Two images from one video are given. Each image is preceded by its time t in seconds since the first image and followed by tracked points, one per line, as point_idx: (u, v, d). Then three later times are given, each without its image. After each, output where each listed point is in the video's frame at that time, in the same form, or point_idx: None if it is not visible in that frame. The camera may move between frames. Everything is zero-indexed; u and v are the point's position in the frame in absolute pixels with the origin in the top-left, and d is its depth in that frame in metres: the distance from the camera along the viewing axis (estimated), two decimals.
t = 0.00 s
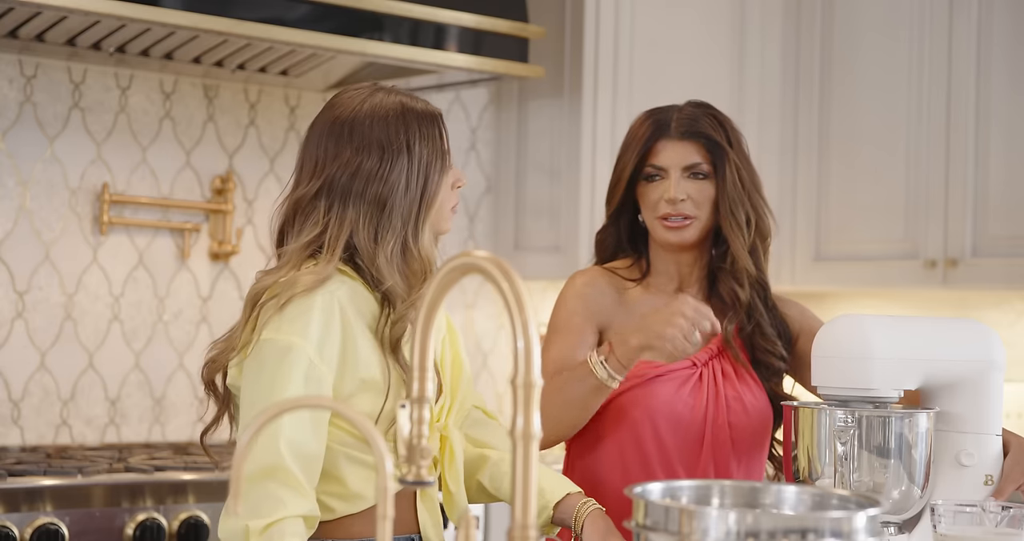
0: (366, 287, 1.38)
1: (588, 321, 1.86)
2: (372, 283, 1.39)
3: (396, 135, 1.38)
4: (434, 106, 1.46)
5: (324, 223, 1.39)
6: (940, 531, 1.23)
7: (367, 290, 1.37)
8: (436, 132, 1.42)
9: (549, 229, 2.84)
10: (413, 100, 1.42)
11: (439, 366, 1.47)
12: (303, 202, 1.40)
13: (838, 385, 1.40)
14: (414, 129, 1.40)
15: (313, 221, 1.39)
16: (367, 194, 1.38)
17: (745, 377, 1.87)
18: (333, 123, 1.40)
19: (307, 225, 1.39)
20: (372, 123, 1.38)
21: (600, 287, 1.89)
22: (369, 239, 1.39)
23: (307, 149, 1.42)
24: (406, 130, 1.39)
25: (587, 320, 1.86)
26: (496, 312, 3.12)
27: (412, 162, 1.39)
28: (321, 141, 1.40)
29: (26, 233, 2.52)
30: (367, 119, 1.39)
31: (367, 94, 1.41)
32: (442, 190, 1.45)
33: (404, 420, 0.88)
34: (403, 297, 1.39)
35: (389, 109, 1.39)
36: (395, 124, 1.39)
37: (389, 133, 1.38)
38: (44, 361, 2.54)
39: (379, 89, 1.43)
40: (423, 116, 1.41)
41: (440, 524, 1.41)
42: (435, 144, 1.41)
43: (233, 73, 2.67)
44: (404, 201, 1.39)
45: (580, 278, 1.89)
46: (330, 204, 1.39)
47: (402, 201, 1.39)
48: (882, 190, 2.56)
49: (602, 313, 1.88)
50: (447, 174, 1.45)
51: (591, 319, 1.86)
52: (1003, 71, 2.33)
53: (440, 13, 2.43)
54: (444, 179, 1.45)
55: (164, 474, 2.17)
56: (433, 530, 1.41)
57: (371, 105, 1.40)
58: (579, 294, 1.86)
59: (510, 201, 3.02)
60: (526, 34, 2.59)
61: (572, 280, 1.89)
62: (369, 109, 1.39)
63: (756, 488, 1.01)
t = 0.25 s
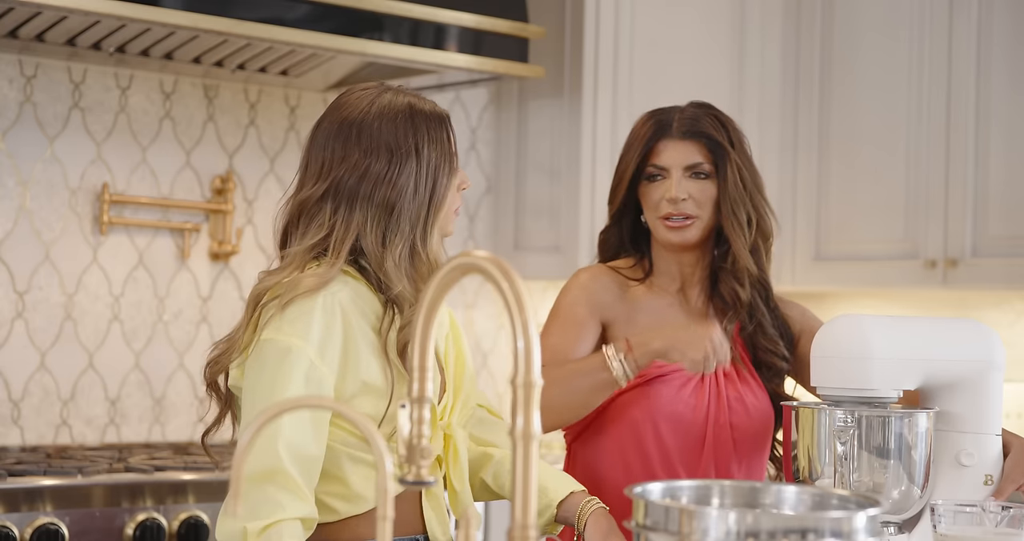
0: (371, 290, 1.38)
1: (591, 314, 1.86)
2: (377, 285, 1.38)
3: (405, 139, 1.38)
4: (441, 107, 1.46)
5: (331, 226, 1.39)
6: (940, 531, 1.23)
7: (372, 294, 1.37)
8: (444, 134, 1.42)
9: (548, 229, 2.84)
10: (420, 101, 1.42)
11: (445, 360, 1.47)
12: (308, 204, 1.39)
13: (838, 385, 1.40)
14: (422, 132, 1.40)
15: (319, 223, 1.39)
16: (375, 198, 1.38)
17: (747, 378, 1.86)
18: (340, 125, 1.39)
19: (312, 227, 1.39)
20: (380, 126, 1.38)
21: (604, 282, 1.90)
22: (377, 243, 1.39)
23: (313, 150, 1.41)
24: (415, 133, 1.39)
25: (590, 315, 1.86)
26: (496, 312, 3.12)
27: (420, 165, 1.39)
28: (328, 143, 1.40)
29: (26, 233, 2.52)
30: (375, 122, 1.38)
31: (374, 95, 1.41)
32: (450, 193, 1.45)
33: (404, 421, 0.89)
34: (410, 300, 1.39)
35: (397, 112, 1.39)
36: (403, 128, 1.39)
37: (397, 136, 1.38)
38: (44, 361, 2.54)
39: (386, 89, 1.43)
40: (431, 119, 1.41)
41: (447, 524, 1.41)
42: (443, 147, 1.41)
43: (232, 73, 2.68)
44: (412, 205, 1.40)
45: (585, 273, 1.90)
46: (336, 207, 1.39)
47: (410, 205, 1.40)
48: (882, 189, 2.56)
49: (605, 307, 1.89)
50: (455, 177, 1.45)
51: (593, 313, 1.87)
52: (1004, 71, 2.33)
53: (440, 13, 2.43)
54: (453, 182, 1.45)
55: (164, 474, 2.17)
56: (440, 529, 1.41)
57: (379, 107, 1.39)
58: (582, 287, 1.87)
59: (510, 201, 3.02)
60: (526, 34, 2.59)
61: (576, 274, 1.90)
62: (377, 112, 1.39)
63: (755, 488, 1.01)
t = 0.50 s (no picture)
0: (371, 290, 1.38)
1: (594, 312, 1.86)
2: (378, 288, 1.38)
3: (404, 139, 1.38)
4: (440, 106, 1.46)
5: (330, 228, 1.39)
6: (940, 531, 1.23)
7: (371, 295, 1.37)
8: (443, 135, 1.42)
9: (549, 229, 2.84)
10: (420, 101, 1.42)
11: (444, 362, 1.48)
12: (308, 205, 1.39)
13: (838, 385, 1.40)
14: (421, 132, 1.39)
15: (318, 224, 1.39)
16: (374, 199, 1.38)
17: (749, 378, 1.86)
18: (339, 125, 1.39)
19: (312, 228, 1.39)
20: (379, 127, 1.38)
21: (608, 280, 1.89)
22: (376, 245, 1.39)
23: (312, 150, 1.41)
24: (414, 133, 1.39)
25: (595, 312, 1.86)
26: (496, 312, 3.12)
27: (420, 166, 1.39)
28: (327, 143, 1.40)
29: (26, 233, 2.52)
30: (374, 123, 1.38)
31: (373, 95, 1.41)
32: (450, 193, 1.44)
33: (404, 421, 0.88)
34: (409, 299, 1.39)
35: (397, 112, 1.39)
36: (403, 129, 1.38)
37: (396, 137, 1.38)
38: (44, 361, 2.54)
39: (385, 89, 1.43)
40: (431, 119, 1.41)
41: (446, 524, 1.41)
42: (442, 147, 1.41)
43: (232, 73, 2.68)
44: (411, 206, 1.40)
45: (588, 271, 1.89)
46: (336, 208, 1.39)
47: (409, 206, 1.40)
48: (882, 189, 2.56)
49: (608, 305, 1.88)
50: (454, 177, 1.45)
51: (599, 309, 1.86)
52: (1004, 70, 2.33)
53: (440, 13, 2.43)
54: (453, 182, 1.44)
55: (164, 474, 2.17)
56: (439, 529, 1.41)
57: (378, 107, 1.39)
58: (586, 285, 1.86)
59: (511, 201, 3.02)
60: (525, 34, 2.59)
61: (579, 273, 1.89)
62: (376, 111, 1.39)
63: (755, 488, 1.01)
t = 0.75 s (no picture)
0: (365, 290, 1.38)
1: (596, 308, 1.86)
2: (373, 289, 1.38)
3: (399, 140, 1.38)
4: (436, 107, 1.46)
5: (324, 227, 1.39)
6: (940, 531, 1.23)
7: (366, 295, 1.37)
8: (438, 136, 1.42)
9: (549, 230, 2.84)
10: (415, 102, 1.42)
11: (440, 362, 1.48)
12: (302, 204, 1.39)
13: (837, 385, 1.40)
14: (416, 133, 1.40)
15: (312, 224, 1.39)
16: (368, 199, 1.38)
17: (749, 378, 1.86)
18: (334, 125, 1.39)
19: (306, 228, 1.39)
20: (375, 127, 1.38)
21: (609, 278, 1.89)
22: (370, 245, 1.39)
23: (307, 150, 1.42)
24: (409, 134, 1.39)
25: (596, 309, 1.86)
26: (496, 312, 3.12)
27: (415, 167, 1.39)
28: (322, 142, 1.40)
29: (26, 233, 2.52)
30: (370, 123, 1.39)
31: (369, 96, 1.41)
32: (445, 194, 1.44)
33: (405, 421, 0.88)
34: (402, 303, 1.39)
35: (392, 112, 1.39)
36: (398, 129, 1.39)
37: (391, 137, 1.38)
38: (44, 361, 2.54)
39: (381, 90, 1.43)
40: (427, 120, 1.41)
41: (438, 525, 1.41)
42: (437, 148, 1.41)
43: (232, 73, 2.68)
44: (406, 207, 1.39)
45: (590, 268, 1.90)
46: (330, 208, 1.39)
47: (404, 206, 1.39)
48: (882, 188, 2.56)
49: (610, 303, 1.88)
50: (449, 179, 1.45)
51: (600, 306, 1.86)
52: (1004, 70, 2.33)
53: (440, 13, 2.43)
54: (448, 184, 1.44)
55: (164, 474, 2.17)
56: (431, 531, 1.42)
57: (374, 107, 1.40)
58: (587, 281, 1.87)
59: (510, 201, 3.02)
60: (525, 34, 2.59)
61: (582, 270, 1.89)
62: (372, 111, 1.39)
63: (755, 488, 1.01)
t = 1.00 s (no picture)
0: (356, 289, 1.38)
1: (592, 310, 1.85)
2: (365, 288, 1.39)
3: (390, 138, 1.38)
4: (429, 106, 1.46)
5: (315, 227, 1.39)
6: (940, 531, 1.23)
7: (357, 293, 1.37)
8: (430, 134, 1.42)
9: (549, 229, 2.84)
10: (407, 101, 1.42)
11: (435, 364, 1.48)
12: (294, 204, 1.40)
13: (837, 385, 1.40)
14: (408, 131, 1.40)
15: (304, 223, 1.39)
16: (359, 198, 1.38)
17: (748, 378, 1.87)
18: (326, 124, 1.40)
19: (297, 227, 1.40)
20: (366, 126, 1.38)
21: (609, 278, 1.89)
22: (361, 244, 1.39)
23: (299, 149, 1.42)
24: (401, 133, 1.39)
25: (594, 310, 1.85)
26: (496, 312, 3.12)
27: (406, 166, 1.39)
28: (314, 142, 1.40)
29: (26, 233, 2.52)
30: (361, 122, 1.39)
31: (360, 95, 1.41)
32: (437, 193, 1.44)
33: (404, 421, 0.88)
34: (395, 298, 1.40)
35: (384, 111, 1.39)
36: (390, 128, 1.39)
37: (382, 136, 1.38)
38: (44, 361, 2.54)
39: (374, 89, 1.43)
40: (418, 119, 1.41)
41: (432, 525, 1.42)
42: (429, 146, 1.41)
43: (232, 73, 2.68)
44: (397, 205, 1.40)
45: (590, 268, 1.89)
46: (321, 207, 1.39)
47: (395, 205, 1.40)
48: (882, 188, 2.56)
49: (609, 304, 1.87)
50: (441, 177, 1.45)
51: (598, 306, 1.86)
52: (1004, 69, 2.33)
53: (440, 13, 2.43)
54: (440, 182, 1.44)
55: (164, 474, 2.17)
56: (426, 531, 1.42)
57: (366, 106, 1.40)
58: (584, 283, 1.86)
59: (510, 201, 3.02)
60: (526, 34, 2.59)
61: (581, 270, 1.89)
62: (363, 110, 1.39)
63: (755, 488, 1.01)
